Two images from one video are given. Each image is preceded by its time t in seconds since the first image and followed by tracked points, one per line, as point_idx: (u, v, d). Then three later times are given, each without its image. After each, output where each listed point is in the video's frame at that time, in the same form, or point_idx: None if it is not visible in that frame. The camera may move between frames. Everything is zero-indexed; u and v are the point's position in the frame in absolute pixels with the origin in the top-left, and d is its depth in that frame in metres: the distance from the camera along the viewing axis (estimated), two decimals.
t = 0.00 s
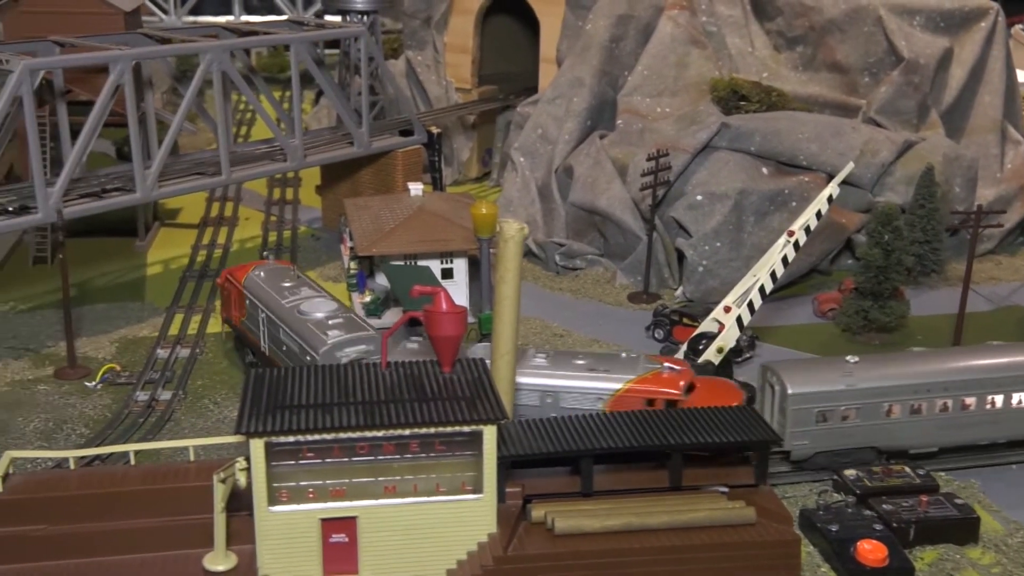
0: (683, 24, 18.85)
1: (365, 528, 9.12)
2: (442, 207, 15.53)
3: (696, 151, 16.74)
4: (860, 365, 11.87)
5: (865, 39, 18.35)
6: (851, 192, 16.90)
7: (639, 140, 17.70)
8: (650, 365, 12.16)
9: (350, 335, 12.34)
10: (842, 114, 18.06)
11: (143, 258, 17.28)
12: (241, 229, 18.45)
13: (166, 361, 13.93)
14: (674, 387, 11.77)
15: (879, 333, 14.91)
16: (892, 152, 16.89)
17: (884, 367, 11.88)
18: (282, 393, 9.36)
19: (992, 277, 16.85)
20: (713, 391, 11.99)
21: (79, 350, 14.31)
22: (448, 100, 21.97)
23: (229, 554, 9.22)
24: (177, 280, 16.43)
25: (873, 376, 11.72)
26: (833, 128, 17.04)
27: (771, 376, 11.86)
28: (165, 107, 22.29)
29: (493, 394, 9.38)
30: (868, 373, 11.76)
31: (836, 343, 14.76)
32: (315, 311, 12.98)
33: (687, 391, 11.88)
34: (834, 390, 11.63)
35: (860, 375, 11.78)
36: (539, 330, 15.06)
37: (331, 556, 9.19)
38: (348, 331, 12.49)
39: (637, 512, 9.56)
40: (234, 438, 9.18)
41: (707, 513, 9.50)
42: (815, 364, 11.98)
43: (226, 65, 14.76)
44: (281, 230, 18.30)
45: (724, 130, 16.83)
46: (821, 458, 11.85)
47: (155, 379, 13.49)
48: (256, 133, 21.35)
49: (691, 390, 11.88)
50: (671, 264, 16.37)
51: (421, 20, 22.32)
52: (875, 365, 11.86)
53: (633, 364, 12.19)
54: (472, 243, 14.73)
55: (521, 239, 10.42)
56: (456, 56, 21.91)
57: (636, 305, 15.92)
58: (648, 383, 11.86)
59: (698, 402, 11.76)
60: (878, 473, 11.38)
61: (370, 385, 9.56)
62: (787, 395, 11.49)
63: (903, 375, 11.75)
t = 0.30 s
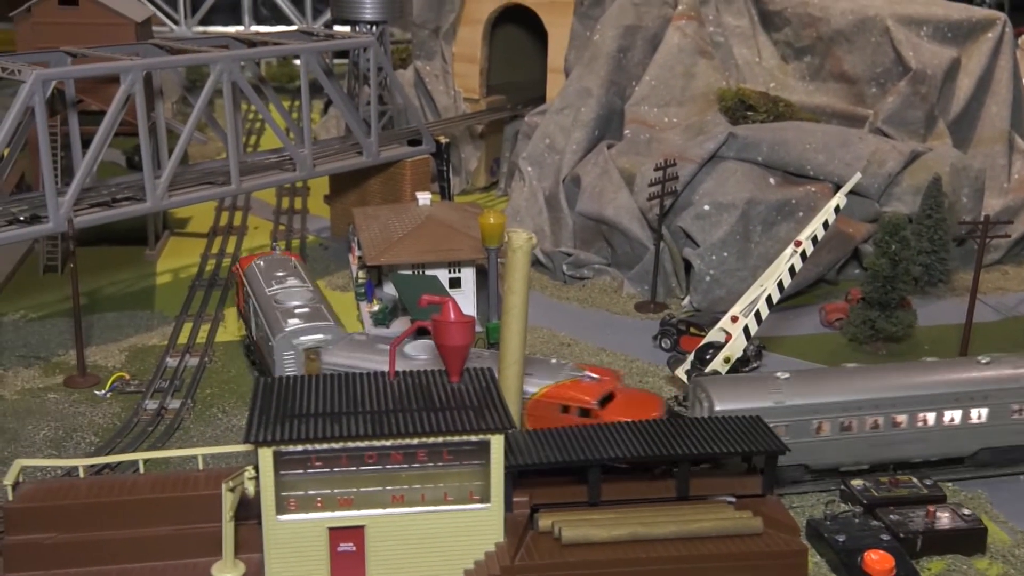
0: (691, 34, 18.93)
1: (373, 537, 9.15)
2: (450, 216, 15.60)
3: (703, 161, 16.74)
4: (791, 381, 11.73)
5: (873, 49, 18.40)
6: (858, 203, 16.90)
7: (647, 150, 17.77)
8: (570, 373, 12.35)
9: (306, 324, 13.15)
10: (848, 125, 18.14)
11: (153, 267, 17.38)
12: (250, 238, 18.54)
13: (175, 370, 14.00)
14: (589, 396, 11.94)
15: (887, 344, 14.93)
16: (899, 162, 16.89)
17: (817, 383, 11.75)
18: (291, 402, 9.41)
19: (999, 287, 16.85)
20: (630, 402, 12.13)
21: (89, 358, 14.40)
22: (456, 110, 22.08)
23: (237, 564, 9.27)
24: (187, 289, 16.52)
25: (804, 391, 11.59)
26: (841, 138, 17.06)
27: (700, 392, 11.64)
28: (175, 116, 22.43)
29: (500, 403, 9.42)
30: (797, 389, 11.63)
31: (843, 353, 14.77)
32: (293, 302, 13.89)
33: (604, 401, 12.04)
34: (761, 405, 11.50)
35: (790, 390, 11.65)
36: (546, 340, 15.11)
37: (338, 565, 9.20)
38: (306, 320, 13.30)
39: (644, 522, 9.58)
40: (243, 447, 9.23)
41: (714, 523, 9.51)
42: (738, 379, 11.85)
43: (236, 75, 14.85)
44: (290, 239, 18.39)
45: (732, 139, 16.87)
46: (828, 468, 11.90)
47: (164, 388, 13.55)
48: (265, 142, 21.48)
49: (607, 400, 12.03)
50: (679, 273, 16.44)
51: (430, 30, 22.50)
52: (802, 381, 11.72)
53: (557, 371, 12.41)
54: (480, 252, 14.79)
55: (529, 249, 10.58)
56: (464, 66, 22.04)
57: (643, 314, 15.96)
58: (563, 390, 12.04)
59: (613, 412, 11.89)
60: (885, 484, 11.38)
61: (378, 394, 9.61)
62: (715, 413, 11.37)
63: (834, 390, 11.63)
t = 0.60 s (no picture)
0: (692, 48, 19.05)
1: (376, 549, 9.21)
2: (453, 229, 15.68)
3: (705, 175, 16.82)
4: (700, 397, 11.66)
5: (873, 63, 18.53)
6: (859, 215, 16.98)
7: (648, 164, 17.91)
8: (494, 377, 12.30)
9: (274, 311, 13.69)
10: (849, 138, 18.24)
11: (157, 279, 17.46)
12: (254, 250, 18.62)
13: (179, 382, 14.05)
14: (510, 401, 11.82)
15: (888, 356, 14.98)
16: (899, 176, 16.98)
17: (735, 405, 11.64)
18: (294, 414, 9.46)
19: (1001, 300, 16.91)
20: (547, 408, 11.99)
21: (94, 370, 14.46)
22: (459, 123, 22.20)
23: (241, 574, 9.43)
24: (191, 301, 16.59)
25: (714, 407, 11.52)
26: (841, 151, 17.14)
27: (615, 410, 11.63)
28: (180, 130, 22.55)
29: (503, 416, 9.47)
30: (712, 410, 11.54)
31: (845, 365, 14.83)
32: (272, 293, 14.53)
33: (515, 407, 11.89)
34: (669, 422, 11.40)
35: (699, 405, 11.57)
36: (548, 352, 15.16)
37: None
38: (275, 308, 13.86)
39: (646, 535, 9.61)
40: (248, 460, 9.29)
41: (716, 535, 9.54)
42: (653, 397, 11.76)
43: (240, 89, 14.93)
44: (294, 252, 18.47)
45: (733, 153, 16.97)
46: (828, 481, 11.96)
47: (168, 400, 13.61)
48: (269, 155, 21.58)
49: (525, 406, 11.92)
50: (680, 286, 16.49)
51: (433, 44, 22.59)
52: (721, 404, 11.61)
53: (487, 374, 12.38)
54: (482, 264, 14.86)
55: (531, 261, 10.62)
56: (467, 79, 22.20)
57: (645, 326, 16.03)
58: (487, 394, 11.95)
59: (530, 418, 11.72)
60: (887, 496, 11.39)
61: (381, 407, 9.66)
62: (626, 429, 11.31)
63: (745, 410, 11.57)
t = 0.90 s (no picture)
0: (702, 60, 19.08)
1: (388, 560, 9.24)
2: (464, 240, 15.76)
3: (715, 186, 16.86)
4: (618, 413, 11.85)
5: (883, 75, 18.62)
6: (870, 227, 17.00)
7: (658, 175, 17.95)
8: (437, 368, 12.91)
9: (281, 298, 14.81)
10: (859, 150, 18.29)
11: (170, 289, 17.56)
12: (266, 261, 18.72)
13: (192, 392, 14.13)
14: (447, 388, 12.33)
15: (898, 368, 15.00)
16: (909, 188, 17.01)
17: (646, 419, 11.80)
18: (307, 425, 9.52)
19: (1011, 312, 16.92)
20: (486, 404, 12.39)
21: (107, 380, 14.55)
22: (470, 134, 22.31)
23: None
24: (203, 312, 16.69)
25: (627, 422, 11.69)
26: (851, 163, 17.18)
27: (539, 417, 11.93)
28: (193, 141, 22.71)
29: (514, 427, 9.50)
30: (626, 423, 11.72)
31: (855, 377, 14.84)
32: (282, 283, 15.56)
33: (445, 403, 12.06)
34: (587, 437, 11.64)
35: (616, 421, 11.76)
36: (559, 363, 15.20)
37: None
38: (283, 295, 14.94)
39: (656, 546, 9.62)
40: (260, 471, 9.34)
41: (726, 547, 9.54)
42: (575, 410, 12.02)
43: (253, 101, 15.04)
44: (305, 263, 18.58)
45: (743, 165, 17.00)
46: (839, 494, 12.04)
47: (181, 410, 13.69)
48: (281, 166, 21.71)
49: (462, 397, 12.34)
50: (691, 298, 16.52)
51: (444, 56, 22.69)
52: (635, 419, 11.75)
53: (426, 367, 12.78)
54: (492, 276, 14.95)
55: (542, 273, 10.70)
56: (478, 91, 22.33)
57: (655, 337, 16.07)
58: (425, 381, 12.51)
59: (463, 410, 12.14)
60: (897, 509, 11.37)
61: (393, 418, 9.70)
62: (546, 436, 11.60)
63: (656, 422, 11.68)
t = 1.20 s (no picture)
0: (714, 66, 19.11)
1: (401, 563, 9.29)
2: (476, 245, 15.81)
3: (727, 192, 16.91)
4: (578, 404, 12.05)
5: (895, 81, 18.67)
6: (882, 232, 17.00)
7: (670, 180, 17.98)
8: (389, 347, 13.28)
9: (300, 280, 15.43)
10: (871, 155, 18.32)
11: (184, 293, 17.66)
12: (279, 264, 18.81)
13: (205, 395, 14.20)
14: (391, 369, 12.60)
15: (910, 374, 14.99)
16: (922, 194, 17.02)
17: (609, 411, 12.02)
18: (319, 429, 9.56)
19: None
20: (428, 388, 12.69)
21: (122, 383, 14.63)
22: (482, 139, 22.40)
23: None
24: (217, 315, 16.78)
25: (592, 413, 11.90)
26: (863, 169, 17.20)
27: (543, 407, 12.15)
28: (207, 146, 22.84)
29: (526, 431, 9.53)
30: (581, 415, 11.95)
31: (867, 383, 14.83)
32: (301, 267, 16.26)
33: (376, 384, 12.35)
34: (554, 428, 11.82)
35: (580, 412, 11.96)
36: (571, 367, 15.24)
37: None
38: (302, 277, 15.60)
39: (669, 551, 9.62)
40: (274, 474, 9.40)
41: (738, 552, 9.54)
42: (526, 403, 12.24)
43: (267, 106, 15.12)
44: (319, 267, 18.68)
45: (755, 170, 17.04)
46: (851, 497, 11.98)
47: (194, 413, 13.76)
48: (294, 171, 21.82)
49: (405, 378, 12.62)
50: (702, 302, 16.55)
51: (456, 62, 22.81)
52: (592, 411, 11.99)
53: (380, 347, 13.11)
54: (504, 280, 14.95)
55: (555, 278, 10.66)
56: (490, 96, 22.43)
57: (666, 342, 16.10)
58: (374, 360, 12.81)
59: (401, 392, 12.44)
60: (910, 514, 11.30)
61: (405, 421, 9.74)
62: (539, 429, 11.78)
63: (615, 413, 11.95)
